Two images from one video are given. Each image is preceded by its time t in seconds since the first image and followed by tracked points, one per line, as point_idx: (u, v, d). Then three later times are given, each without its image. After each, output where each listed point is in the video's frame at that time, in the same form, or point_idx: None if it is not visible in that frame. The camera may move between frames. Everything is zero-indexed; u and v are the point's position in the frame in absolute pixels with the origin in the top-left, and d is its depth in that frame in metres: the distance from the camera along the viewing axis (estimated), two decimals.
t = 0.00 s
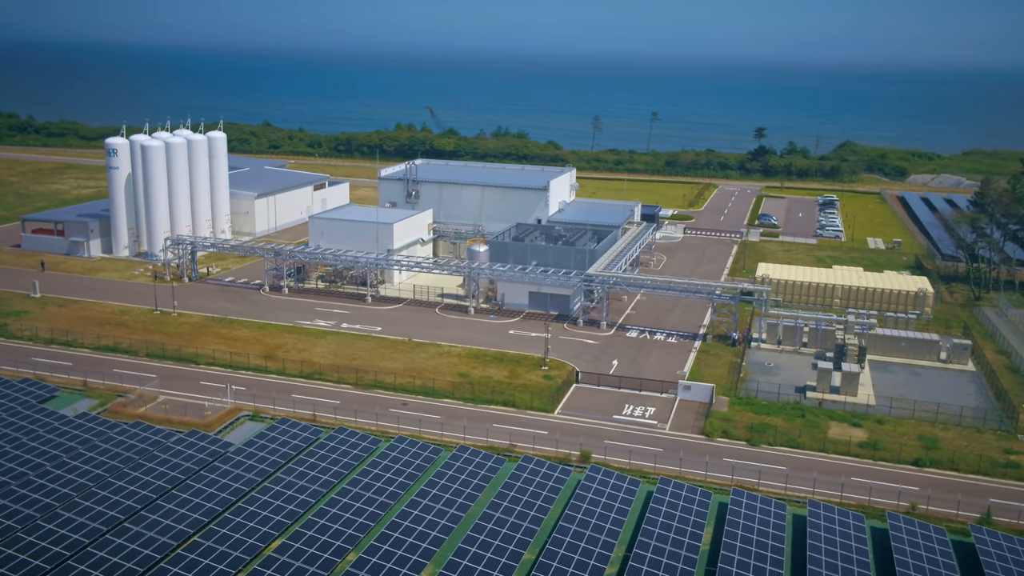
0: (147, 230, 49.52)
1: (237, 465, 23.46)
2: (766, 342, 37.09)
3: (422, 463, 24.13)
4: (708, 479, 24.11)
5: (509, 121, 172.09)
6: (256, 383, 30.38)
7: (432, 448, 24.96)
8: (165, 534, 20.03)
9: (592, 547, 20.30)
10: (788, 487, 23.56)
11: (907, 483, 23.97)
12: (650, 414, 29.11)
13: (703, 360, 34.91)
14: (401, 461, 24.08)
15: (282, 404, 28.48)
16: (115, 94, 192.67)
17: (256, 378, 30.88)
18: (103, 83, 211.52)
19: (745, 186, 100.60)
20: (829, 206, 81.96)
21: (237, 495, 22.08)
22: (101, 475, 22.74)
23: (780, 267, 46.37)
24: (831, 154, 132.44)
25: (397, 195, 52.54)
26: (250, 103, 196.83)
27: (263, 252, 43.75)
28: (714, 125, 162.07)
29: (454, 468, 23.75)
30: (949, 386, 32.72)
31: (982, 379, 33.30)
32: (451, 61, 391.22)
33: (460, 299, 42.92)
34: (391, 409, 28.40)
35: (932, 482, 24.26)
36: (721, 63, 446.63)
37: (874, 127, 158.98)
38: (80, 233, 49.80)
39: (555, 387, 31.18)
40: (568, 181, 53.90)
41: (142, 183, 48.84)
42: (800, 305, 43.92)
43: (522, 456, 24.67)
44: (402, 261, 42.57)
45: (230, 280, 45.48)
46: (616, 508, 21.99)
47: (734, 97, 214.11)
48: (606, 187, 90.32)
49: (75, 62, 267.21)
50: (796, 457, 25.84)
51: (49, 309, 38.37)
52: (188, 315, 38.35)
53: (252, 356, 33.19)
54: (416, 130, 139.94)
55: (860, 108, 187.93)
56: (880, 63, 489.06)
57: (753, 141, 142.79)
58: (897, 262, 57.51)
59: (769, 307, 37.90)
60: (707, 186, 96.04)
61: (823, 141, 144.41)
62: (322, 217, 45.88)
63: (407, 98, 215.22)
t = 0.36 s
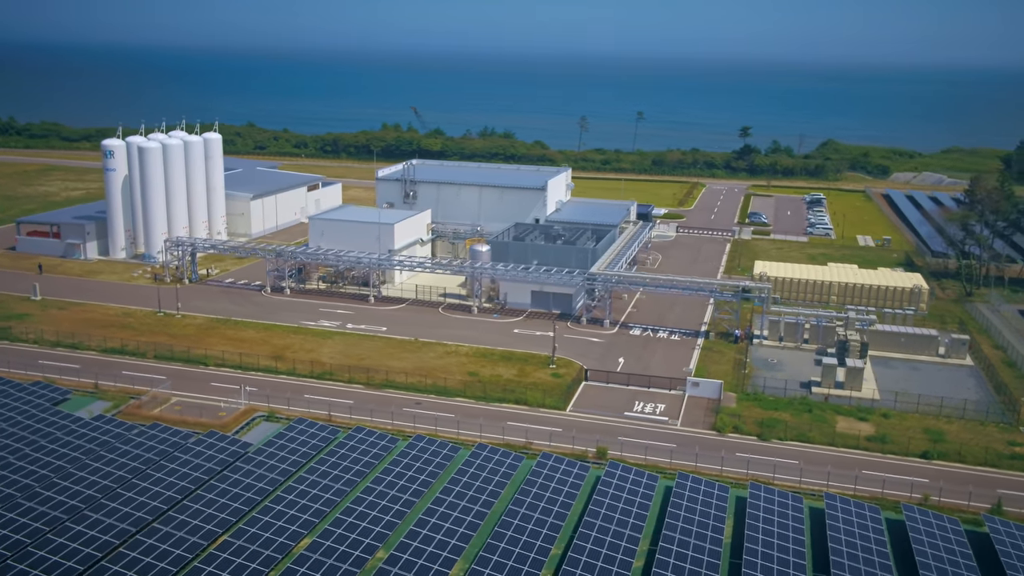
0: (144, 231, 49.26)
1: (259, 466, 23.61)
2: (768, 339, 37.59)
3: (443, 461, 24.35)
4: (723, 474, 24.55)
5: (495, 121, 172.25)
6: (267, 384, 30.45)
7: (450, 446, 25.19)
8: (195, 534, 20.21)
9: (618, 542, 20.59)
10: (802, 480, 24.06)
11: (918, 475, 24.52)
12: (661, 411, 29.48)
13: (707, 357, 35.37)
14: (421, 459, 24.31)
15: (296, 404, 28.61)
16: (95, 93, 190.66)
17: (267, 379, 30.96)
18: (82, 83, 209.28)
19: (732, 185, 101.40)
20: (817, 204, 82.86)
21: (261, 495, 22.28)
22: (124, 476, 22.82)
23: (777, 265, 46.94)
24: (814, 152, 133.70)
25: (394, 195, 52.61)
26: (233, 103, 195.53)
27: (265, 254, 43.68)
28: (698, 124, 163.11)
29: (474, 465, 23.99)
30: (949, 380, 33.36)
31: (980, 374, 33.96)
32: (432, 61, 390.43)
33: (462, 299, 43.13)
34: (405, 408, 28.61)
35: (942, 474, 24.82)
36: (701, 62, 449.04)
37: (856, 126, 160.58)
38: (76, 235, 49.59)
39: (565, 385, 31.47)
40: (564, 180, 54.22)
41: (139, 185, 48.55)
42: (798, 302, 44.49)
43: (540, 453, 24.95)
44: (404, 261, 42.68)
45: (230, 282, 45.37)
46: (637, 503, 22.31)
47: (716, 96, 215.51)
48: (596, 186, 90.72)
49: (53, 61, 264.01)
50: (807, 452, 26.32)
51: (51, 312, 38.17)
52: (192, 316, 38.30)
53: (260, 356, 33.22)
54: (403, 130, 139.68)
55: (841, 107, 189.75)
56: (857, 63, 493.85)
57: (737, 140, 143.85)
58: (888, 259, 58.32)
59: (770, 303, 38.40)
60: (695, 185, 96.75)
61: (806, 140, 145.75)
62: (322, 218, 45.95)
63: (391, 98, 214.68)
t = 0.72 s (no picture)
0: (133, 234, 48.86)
1: (271, 466, 23.63)
2: (760, 335, 38.16)
3: (453, 458, 24.51)
4: (729, 467, 25.05)
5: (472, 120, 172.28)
6: (269, 385, 30.45)
7: (459, 444, 25.34)
8: (215, 535, 20.27)
9: (634, 535, 20.89)
10: (806, 472, 24.65)
11: (918, 467, 25.20)
12: (662, 407, 29.89)
13: (702, 354, 35.89)
14: (433, 457, 24.45)
15: (300, 404, 28.69)
16: (65, 92, 187.78)
17: (269, 380, 30.97)
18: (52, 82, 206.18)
19: (711, 183, 102.40)
20: (796, 202, 83.94)
21: (276, 495, 22.29)
22: (137, 478, 22.77)
23: (765, 262, 47.60)
24: (789, 151, 135.35)
25: (383, 196, 52.60)
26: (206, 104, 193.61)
27: (257, 255, 43.51)
28: (674, 123, 164.33)
29: (485, 462, 24.17)
30: (939, 373, 34.13)
31: (969, 367, 34.80)
32: (405, 61, 389.22)
33: (456, 298, 43.30)
34: (410, 407, 28.78)
35: (941, 466, 25.49)
36: (673, 62, 452.25)
37: (829, 125, 162.75)
38: (63, 238, 49.48)
39: (566, 383, 31.80)
40: (552, 180, 54.56)
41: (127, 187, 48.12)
42: (786, 299, 45.16)
43: (549, 450, 25.23)
44: (398, 261, 42.73)
45: (221, 283, 45.14)
46: (650, 497, 22.63)
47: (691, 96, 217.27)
48: (578, 186, 91.18)
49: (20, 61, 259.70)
50: (808, 444, 26.90)
51: (44, 315, 37.84)
52: (187, 319, 38.15)
53: (260, 357, 33.19)
54: (381, 130, 139.27)
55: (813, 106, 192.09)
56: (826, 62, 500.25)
57: (713, 139, 145.16)
58: (870, 255, 59.32)
59: (762, 299, 39.00)
60: (675, 183, 97.61)
61: (781, 139, 147.43)
62: (314, 219, 45.90)
63: (367, 97, 213.87)
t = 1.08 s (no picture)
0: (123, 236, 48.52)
1: (285, 466, 23.70)
2: (755, 331, 38.66)
3: (465, 455, 24.68)
4: (735, 461, 25.55)
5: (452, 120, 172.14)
6: (273, 385, 30.49)
7: (469, 441, 25.50)
8: (235, 534, 20.38)
9: (650, 527, 21.20)
10: (811, 465, 25.25)
11: (919, 458, 25.89)
12: (664, 402, 30.28)
13: (699, 350, 36.40)
14: (445, 454, 24.59)
15: (307, 404, 28.81)
16: (38, 92, 185.02)
17: (273, 380, 30.99)
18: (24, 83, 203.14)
19: (693, 182, 103.28)
20: (778, 200, 84.87)
21: (293, 493, 22.44)
22: (151, 479, 22.77)
23: (755, 259, 48.21)
24: (768, 149, 136.74)
25: (374, 196, 52.58)
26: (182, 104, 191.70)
27: (251, 255, 43.37)
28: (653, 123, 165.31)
29: (496, 458, 24.34)
30: (931, 366, 34.85)
31: (960, 360, 35.57)
32: (381, 61, 387.80)
33: (452, 297, 43.46)
34: (416, 406, 28.96)
35: (941, 457, 26.16)
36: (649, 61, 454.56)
37: (805, 123, 164.58)
38: (52, 241, 49.07)
39: (568, 380, 32.09)
40: (542, 179, 54.84)
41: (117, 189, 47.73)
42: (777, 295, 45.79)
43: (559, 446, 25.52)
44: (393, 261, 42.80)
45: (215, 284, 44.97)
46: (661, 491, 22.97)
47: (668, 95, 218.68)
48: (562, 185, 91.53)
49: None
50: (811, 437, 27.46)
51: (38, 318, 37.57)
52: (184, 320, 38.03)
53: (261, 358, 33.19)
54: (362, 130, 138.77)
55: (789, 105, 194.12)
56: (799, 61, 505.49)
57: (692, 138, 146.28)
58: (854, 252, 60.24)
59: (756, 295, 39.55)
60: (657, 181, 98.34)
61: (759, 138, 148.93)
62: (307, 219, 45.85)
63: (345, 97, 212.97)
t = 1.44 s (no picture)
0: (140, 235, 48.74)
1: (320, 463, 23.94)
2: (774, 328, 38.87)
3: (498, 451, 24.89)
4: (763, 456, 25.89)
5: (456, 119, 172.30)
6: (300, 383, 30.76)
7: (501, 437, 25.71)
8: (278, 529, 20.69)
9: (687, 521, 21.46)
10: (839, 460, 25.62)
11: (946, 454, 26.22)
12: (690, 399, 30.50)
13: (719, 347, 36.68)
14: (478, 450, 24.79)
15: (338, 401, 29.13)
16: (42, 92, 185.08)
17: (300, 378, 31.24)
18: (28, 83, 203.27)
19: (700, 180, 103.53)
20: (787, 198, 85.10)
21: (332, 489, 22.74)
22: (190, 476, 23.07)
23: (770, 257, 48.42)
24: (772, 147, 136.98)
25: (389, 195, 52.80)
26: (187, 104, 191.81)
27: (271, 254, 43.61)
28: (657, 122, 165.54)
29: (529, 453, 24.56)
30: (950, 362, 35.09)
31: (979, 356, 35.79)
32: (382, 61, 387.76)
33: (471, 295, 43.71)
34: (444, 403, 29.23)
35: (967, 453, 26.44)
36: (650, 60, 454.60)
37: (809, 122, 164.84)
38: (70, 240, 49.27)
39: (592, 377, 32.33)
40: (556, 178, 55.08)
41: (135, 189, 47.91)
42: (793, 292, 46.02)
43: (590, 442, 25.80)
44: (413, 260, 43.01)
45: (234, 283, 45.22)
46: (695, 486, 23.23)
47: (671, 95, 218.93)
48: (571, 184, 91.75)
49: None
50: (837, 433, 27.74)
51: (61, 317, 37.80)
52: (206, 318, 38.25)
53: (286, 356, 33.44)
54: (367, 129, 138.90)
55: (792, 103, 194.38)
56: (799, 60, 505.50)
57: (696, 137, 146.56)
58: (865, 250, 60.48)
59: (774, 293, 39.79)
60: (664, 180, 98.58)
61: (763, 137, 149.21)
62: (325, 218, 46.07)
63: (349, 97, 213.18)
